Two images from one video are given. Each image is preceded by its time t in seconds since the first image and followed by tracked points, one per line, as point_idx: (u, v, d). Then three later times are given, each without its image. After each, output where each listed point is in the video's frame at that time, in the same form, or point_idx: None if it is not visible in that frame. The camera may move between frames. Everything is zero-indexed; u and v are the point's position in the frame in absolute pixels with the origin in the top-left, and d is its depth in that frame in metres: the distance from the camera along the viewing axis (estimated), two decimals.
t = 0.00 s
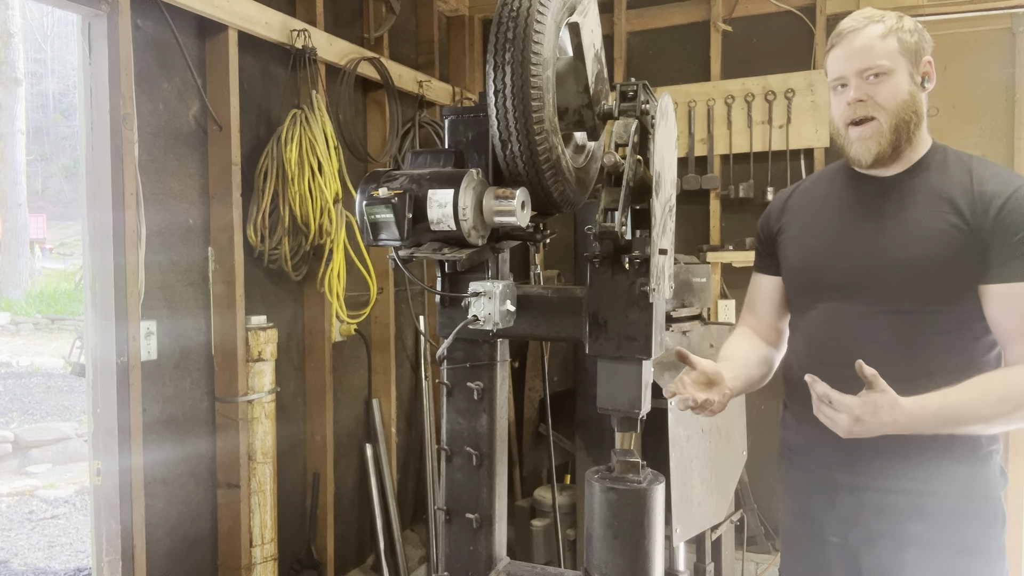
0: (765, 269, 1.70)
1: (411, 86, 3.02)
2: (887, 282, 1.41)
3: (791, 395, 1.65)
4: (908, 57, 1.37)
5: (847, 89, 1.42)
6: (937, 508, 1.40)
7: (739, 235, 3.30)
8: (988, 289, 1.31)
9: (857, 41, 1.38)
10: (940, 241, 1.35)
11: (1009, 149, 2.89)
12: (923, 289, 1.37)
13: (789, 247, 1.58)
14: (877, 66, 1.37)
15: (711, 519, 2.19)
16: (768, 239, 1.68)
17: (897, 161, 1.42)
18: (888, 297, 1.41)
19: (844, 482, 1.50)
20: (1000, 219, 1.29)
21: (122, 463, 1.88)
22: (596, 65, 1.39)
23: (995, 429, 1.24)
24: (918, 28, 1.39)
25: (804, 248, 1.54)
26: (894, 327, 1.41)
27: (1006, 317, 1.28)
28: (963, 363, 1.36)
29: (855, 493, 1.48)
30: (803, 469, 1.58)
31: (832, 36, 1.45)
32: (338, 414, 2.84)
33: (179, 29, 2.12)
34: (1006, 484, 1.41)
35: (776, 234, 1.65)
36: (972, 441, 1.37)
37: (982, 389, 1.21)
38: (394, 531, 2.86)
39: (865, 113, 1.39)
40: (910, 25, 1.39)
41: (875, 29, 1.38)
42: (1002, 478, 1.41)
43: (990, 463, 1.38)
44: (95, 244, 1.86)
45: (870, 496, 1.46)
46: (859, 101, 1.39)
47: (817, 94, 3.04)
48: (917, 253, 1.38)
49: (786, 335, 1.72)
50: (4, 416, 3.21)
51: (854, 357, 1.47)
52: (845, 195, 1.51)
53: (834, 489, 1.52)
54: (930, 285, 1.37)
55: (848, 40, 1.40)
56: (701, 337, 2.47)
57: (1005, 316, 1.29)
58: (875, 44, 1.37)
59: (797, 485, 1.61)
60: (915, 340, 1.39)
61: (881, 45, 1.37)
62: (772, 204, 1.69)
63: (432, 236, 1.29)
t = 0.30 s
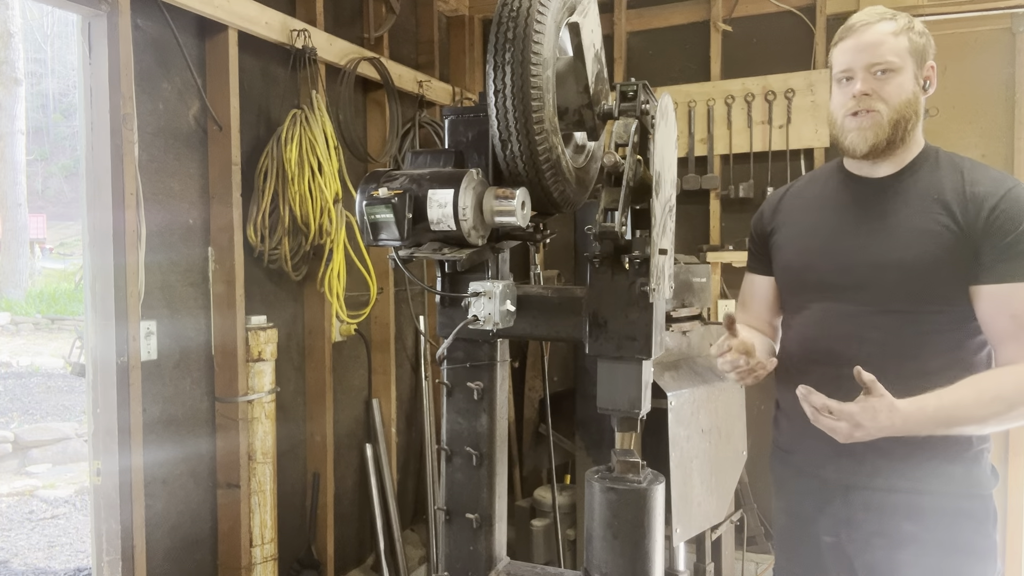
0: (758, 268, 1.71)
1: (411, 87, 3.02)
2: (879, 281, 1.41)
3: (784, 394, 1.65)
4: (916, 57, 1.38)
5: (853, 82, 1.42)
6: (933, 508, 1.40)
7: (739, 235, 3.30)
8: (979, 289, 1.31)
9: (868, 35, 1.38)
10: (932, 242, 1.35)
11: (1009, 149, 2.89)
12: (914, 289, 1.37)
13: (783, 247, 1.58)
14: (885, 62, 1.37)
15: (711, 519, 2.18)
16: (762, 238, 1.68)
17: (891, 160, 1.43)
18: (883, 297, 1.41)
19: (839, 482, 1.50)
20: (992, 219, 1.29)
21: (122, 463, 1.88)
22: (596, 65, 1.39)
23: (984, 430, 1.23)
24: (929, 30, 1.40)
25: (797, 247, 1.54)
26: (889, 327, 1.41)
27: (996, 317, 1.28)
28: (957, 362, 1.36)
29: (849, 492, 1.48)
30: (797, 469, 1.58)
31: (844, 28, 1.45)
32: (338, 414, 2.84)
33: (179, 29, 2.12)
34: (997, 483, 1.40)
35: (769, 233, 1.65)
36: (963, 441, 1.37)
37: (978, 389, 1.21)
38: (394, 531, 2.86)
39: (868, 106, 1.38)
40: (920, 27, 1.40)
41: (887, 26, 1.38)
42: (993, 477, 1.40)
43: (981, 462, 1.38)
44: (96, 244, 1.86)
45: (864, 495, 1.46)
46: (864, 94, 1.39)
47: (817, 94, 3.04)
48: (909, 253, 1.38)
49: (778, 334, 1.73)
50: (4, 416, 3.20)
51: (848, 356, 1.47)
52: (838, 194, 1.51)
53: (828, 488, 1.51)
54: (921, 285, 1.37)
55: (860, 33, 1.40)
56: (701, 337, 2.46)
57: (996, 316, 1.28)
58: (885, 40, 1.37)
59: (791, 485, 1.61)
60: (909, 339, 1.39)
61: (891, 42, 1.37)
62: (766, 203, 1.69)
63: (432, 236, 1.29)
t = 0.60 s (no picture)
0: (757, 266, 1.71)
1: (411, 87, 3.02)
2: (878, 281, 1.41)
3: (783, 393, 1.64)
4: (904, 58, 1.37)
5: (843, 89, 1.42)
6: (932, 508, 1.40)
7: (739, 234, 3.30)
8: (978, 290, 1.31)
9: (854, 41, 1.39)
10: (932, 242, 1.35)
11: (1009, 149, 2.89)
12: (914, 288, 1.37)
13: (783, 247, 1.58)
14: (872, 68, 1.37)
15: (711, 519, 2.18)
16: (762, 238, 1.69)
17: (890, 162, 1.42)
18: (883, 297, 1.41)
19: (837, 481, 1.49)
20: (993, 220, 1.29)
21: (122, 463, 1.88)
22: (596, 65, 1.40)
23: (984, 429, 1.23)
24: (916, 30, 1.39)
25: (797, 247, 1.54)
26: (888, 327, 1.41)
27: (993, 317, 1.29)
28: (955, 362, 1.36)
29: (847, 492, 1.48)
30: (795, 468, 1.58)
31: (830, 36, 1.46)
32: (338, 414, 2.84)
33: (179, 29, 2.12)
34: (996, 483, 1.40)
35: (770, 233, 1.65)
36: (962, 441, 1.37)
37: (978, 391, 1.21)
38: (394, 531, 2.86)
39: (859, 113, 1.39)
40: (907, 26, 1.39)
41: (871, 30, 1.39)
42: (991, 477, 1.40)
43: (979, 462, 1.38)
44: (96, 244, 1.86)
45: (862, 494, 1.46)
46: (854, 101, 1.40)
47: (816, 94, 3.04)
48: (909, 253, 1.38)
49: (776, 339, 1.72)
50: (4, 416, 3.20)
51: (847, 356, 1.47)
52: (839, 195, 1.51)
53: (826, 488, 1.51)
54: (922, 285, 1.36)
55: (844, 41, 1.41)
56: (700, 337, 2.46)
57: (994, 316, 1.28)
58: (870, 45, 1.37)
59: (790, 485, 1.61)
60: (908, 339, 1.39)
61: (877, 46, 1.37)
62: (766, 203, 1.69)
63: (433, 235, 1.29)
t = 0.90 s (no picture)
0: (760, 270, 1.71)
1: (411, 86, 3.02)
2: (880, 281, 1.41)
3: (785, 393, 1.65)
4: (904, 58, 1.37)
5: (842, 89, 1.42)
6: (933, 508, 1.40)
7: (739, 234, 3.30)
8: (981, 290, 1.30)
9: (854, 40, 1.38)
10: (934, 243, 1.35)
11: (1009, 149, 2.89)
12: (915, 289, 1.37)
13: (785, 248, 1.58)
14: (873, 67, 1.36)
15: (711, 519, 2.18)
16: (764, 238, 1.69)
17: (892, 161, 1.43)
18: (883, 298, 1.41)
19: (839, 481, 1.50)
20: (994, 220, 1.29)
21: (122, 463, 1.88)
22: (596, 65, 1.40)
23: (991, 429, 1.23)
24: (915, 29, 1.39)
25: (799, 248, 1.54)
26: (889, 328, 1.41)
27: (996, 316, 1.28)
28: (957, 362, 1.36)
29: (849, 492, 1.48)
30: (797, 468, 1.58)
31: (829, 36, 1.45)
32: (338, 414, 2.84)
33: (179, 29, 2.12)
34: (1002, 484, 1.40)
35: (772, 234, 1.65)
36: (968, 441, 1.37)
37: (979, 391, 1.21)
38: (394, 531, 2.86)
39: (862, 112, 1.38)
40: (906, 25, 1.39)
41: (871, 29, 1.38)
42: (997, 478, 1.40)
43: (985, 462, 1.38)
44: (96, 244, 1.86)
45: (864, 494, 1.46)
46: (855, 101, 1.39)
47: (817, 94, 3.04)
48: (912, 254, 1.38)
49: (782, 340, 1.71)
50: (4, 416, 3.20)
51: (850, 356, 1.47)
52: (840, 195, 1.50)
53: (828, 488, 1.51)
54: (924, 286, 1.36)
55: (844, 40, 1.40)
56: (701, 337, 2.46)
57: (997, 316, 1.28)
58: (871, 44, 1.37)
59: (791, 485, 1.61)
60: (909, 339, 1.39)
61: (877, 46, 1.37)
62: (768, 203, 1.69)
63: (432, 235, 1.29)
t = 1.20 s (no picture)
0: (763, 268, 1.71)
1: (412, 86, 3.02)
2: (882, 281, 1.41)
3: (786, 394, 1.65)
4: (921, 53, 1.37)
5: (857, 79, 1.42)
6: (934, 508, 1.40)
7: (739, 234, 3.30)
8: (981, 288, 1.31)
9: (872, 31, 1.38)
10: (937, 241, 1.35)
11: (1009, 149, 2.89)
12: (917, 288, 1.37)
13: (788, 246, 1.58)
14: (888, 58, 1.37)
15: (711, 518, 2.18)
16: (767, 237, 1.69)
17: (898, 159, 1.42)
18: (884, 298, 1.41)
19: (840, 481, 1.50)
20: (998, 218, 1.28)
21: (122, 463, 1.88)
22: (595, 65, 1.40)
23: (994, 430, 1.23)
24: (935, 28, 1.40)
25: (802, 246, 1.54)
26: (890, 328, 1.41)
27: (994, 314, 1.29)
28: (958, 362, 1.36)
29: (851, 491, 1.48)
30: (798, 468, 1.58)
31: (848, 27, 1.46)
32: (338, 414, 2.84)
33: (179, 29, 2.12)
34: (1003, 484, 1.40)
35: (775, 232, 1.66)
36: (969, 441, 1.37)
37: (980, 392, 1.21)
38: (394, 531, 2.86)
39: (873, 101, 1.39)
40: (925, 23, 1.39)
41: (891, 22, 1.38)
42: (999, 478, 1.40)
43: (987, 462, 1.38)
44: (96, 244, 1.86)
45: (865, 494, 1.46)
46: (868, 90, 1.40)
47: (817, 94, 3.04)
48: (915, 252, 1.38)
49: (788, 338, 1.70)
50: (5, 416, 3.20)
51: (851, 356, 1.47)
52: (844, 194, 1.51)
53: (829, 488, 1.52)
54: (927, 285, 1.36)
55: (863, 29, 1.40)
56: (701, 337, 2.46)
57: (998, 315, 1.28)
58: (889, 36, 1.37)
59: (793, 485, 1.61)
60: (910, 339, 1.39)
61: (895, 38, 1.37)
62: (771, 201, 1.69)
63: (432, 236, 1.29)
